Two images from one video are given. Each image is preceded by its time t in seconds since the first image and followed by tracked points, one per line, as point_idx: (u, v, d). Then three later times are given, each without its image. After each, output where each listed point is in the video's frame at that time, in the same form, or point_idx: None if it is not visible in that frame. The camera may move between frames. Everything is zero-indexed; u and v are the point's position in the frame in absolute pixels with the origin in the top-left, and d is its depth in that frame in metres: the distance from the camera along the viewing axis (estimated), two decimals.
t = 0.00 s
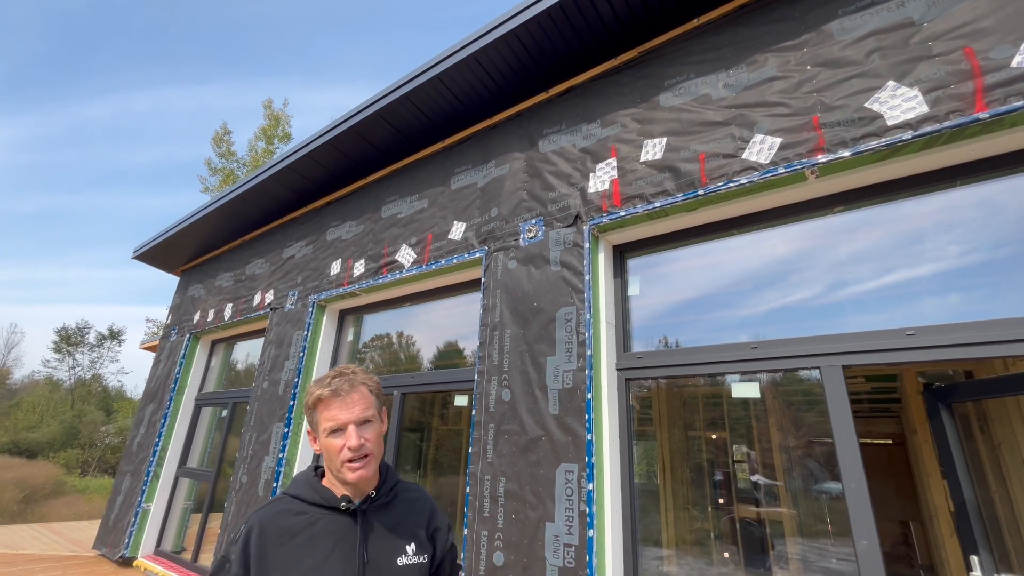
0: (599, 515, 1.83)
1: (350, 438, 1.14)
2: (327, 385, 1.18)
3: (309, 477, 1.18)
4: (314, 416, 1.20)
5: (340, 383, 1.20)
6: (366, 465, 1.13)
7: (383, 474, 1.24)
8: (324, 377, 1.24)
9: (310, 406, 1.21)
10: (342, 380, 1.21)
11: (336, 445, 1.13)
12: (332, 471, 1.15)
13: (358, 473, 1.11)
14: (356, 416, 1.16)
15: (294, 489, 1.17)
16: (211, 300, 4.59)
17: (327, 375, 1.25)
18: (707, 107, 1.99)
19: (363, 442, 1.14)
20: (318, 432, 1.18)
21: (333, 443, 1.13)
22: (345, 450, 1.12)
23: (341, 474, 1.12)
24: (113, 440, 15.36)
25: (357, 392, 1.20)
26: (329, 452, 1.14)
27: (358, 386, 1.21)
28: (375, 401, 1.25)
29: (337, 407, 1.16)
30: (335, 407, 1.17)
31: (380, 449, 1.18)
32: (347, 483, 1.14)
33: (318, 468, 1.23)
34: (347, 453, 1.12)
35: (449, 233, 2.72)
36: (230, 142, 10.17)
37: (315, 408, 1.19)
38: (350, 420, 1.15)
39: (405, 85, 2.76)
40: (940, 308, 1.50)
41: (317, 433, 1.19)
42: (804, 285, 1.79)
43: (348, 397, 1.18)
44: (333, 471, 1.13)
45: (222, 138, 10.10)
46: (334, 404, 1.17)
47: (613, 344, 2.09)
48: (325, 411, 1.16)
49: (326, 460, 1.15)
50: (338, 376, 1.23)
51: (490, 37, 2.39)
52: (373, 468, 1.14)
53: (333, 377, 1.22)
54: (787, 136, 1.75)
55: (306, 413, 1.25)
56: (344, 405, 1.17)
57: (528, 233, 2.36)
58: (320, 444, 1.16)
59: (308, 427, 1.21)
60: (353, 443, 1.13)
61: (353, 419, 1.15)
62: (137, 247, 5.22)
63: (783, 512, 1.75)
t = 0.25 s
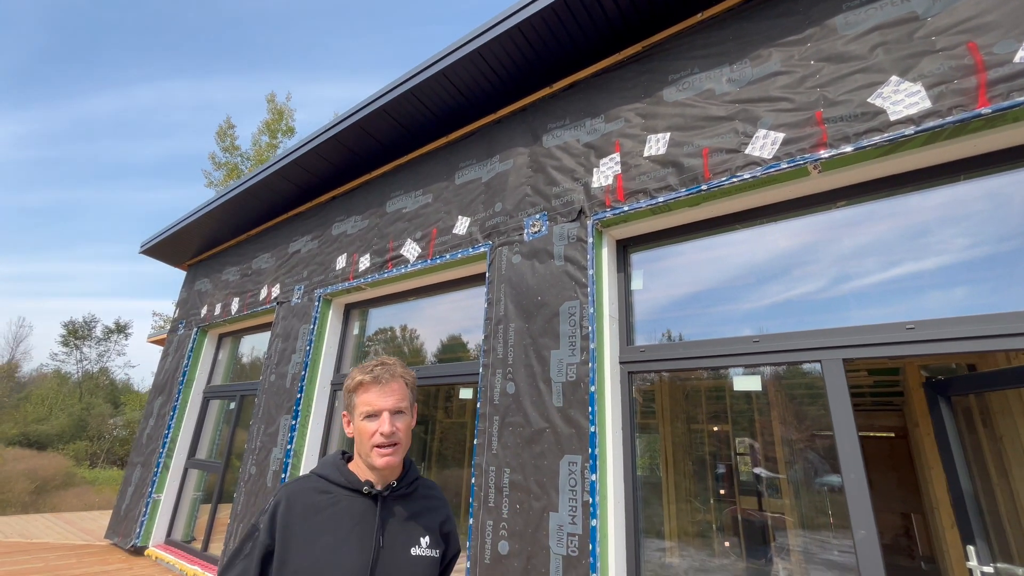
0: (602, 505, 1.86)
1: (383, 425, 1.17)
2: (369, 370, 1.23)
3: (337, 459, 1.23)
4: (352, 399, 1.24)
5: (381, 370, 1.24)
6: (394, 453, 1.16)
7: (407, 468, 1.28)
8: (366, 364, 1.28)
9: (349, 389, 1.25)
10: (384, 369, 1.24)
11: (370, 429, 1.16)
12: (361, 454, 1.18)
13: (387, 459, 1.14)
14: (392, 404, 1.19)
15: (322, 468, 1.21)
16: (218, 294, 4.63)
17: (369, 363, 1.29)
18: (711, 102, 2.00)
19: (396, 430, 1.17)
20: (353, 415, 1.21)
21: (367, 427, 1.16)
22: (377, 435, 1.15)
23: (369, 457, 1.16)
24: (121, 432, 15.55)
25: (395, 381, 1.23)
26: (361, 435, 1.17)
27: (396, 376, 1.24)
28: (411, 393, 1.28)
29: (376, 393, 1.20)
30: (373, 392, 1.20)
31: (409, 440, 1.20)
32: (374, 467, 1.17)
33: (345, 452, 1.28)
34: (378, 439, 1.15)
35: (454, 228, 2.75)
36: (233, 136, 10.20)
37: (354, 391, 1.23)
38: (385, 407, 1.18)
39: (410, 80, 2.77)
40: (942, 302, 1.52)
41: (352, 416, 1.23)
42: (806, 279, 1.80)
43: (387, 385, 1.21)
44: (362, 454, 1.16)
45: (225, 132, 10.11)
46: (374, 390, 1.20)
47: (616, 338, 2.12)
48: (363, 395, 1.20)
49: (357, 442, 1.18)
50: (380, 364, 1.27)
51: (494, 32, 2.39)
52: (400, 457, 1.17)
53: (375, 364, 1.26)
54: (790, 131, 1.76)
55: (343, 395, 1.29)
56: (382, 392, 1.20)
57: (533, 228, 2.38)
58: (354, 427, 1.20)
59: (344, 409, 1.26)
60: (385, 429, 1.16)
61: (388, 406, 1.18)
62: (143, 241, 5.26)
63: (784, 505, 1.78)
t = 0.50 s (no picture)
0: (600, 497, 1.90)
1: (394, 420, 1.20)
2: (382, 365, 1.26)
3: (346, 452, 1.26)
4: (363, 393, 1.27)
5: (394, 365, 1.27)
6: (403, 447, 1.19)
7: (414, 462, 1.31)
8: (379, 359, 1.31)
9: (361, 384, 1.28)
10: (397, 364, 1.27)
11: (380, 423, 1.19)
12: (371, 447, 1.21)
13: (396, 452, 1.17)
14: (403, 399, 1.22)
15: (331, 460, 1.24)
16: (219, 289, 4.65)
17: (381, 358, 1.32)
18: (709, 99, 2.01)
19: (406, 425, 1.20)
20: (364, 408, 1.24)
21: (378, 421, 1.19)
22: (388, 428, 1.18)
23: (379, 449, 1.18)
24: (122, 426, 15.61)
25: (407, 377, 1.26)
26: (371, 429, 1.20)
27: (407, 373, 1.27)
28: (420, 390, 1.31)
29: (388, 387, 1.23)
30: (386, 387, 1.23)
31: (418, 435, 1.23)
32: (383, 460, 1.20)
33: (354, 446, 1.31)
34: (389, 432, 1.18)
35: (454, 224, 2.77)
36: (232, 131, 10.17)
37: (367, 385, 1.26)
38: (397, 402, 1.20)
39: (410, 77, 2.78)
40: (938, 298, 1.54)
41: (364, 409, 1.25)
42: (803, 276, 1.83)
43: (399, 380, 1.24)
44: (372, 447, 1.19)
45: (224, 126, 10.07)
46: (386, 384, 1.23)
47: (614, 333, 2.14)
48: (376, 389, 1.23)
49: (367, 435, 1.21)
50: (393, 360, 1.29)
51: (493, 28, 2.40)
52: (409, 451, 1.20)
53: (388, 359, 1.29)
54: (788, 129, 1.77)
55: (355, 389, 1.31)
56: (394, 387, 1.23)
57: (532, 224, 2.40)
58: (365, 420, 1.22)
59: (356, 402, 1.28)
60: (396, 423, 1.18)
61: (400, 402, 1.21)
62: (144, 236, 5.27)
63: (781, 498, 1.83)
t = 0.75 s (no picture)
0: (595, 491, 1.92)
1: (386, 411, 1.21)
2: (376, 358, 1.27)
3: (341, 446, 1.28)
4: (357, 385, 1.28)
5: (388, 358, 1.28)
6: (396, 438, 1.20)
7: (408, 454, 1.32)
8: (373, 352, 1.33)
9: (355, 376, 1.29)
10: (390, 357, 1.29)
11: (374, 415, 1.20)
12: (364, 439, 1.22)
13: (390, 443, 1.18)
14: (397, 391, 1.23)
15: (326, 454, 1.26)
16: (214, 284, 4.64)
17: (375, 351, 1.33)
18: (705, 96, 2.02)
19: (399, 417, 1.21)
20: (358, 400, 1.26)
21: (371, 413, 1.20)
22: (382, 420, 1.20)
23: (373, 441, 1.20)
24: (117, 422, 15.55)
25: (400, 370, 1.27)
26: (365, 421, 1.21)
27: (401, 366, 1.29)
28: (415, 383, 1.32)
29: (382, 379, 1.24)
30: (380, 379, 1.24)
31: (411, 428, 1.24)
32: (376, 452, 1.22)
33: (349, 439, 1.32)
34: (382, 424, 1.19)
35: (450, 219, 2.77)
36: (227, 124, 10.09)
37: (361, 377, 1.27)
38: (391, 394, 1.22)
39: (405, 71, 2.78)
40: (929, 294, 1.56)
41: (358, 402, 1.27)
42: (796, 272, 1.85)
43: (393, 373, 1.26)
44: (365, 439, 1.20)
45: (218, 120, 9.99)
46: (380, 376, 1.25)
47: (610, 328, 2.15)
48: (370, 381, 1.24)
49: (360, 427, 1.22)
50: (387, 353, 1.31)
51: (489, 24, 2.40)
52: (402, 443, 1.21)
53: (382, 352, 1.31)
54: (782, 126, 1.79)
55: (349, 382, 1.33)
56: (387, 379, 1.25)
57: (528, 220, 2.41)
58: (359, 412, 1.24)
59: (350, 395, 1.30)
60: (389, 415, 1.20)
61: (393, 394, 1.22)
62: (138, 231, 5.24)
63: (774, 490, 1.82)
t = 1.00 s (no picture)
0: (587, 484, 1.94)
1: (379, 406, 1.21)
2: (371, 351, 1.28)
3: (332, 438, 1.29)
4: (351, 378, 1.29)
5: (382, 352, 1.29)
6: (388, 433, 1.21)
7: (400, 447, 1.33)
8: (368, 345, 1.33)
9: (349, 369, 1.30)
10: (385, 351, 1.30)
11: (366, 408, 1.21)
12: (356, 432, 1.23)
13: (380, 438, 1.19)
14: (390, 386, 1.24)
15: (317, 446, 1.27)
16: (206, 279, 4.60)
17: (370, 344, 1.34)
18: (698, 92, 2.03)
19: (391, 412, 1.22)
20: (351, 393, 1.26)
21: (363, 406, 1.21)
22: (373, 414, 1.20)
23: (364, 435, 1.21)
24: (108, 417, 15.41)
25: (394, 364, 1.28)
26: (357, 414, 1.22)
27: (395, 360, 1.29)
28: (409, 377, 1.33)
29: (375, 373, 1.25)
30: (373, 372, 1.25)
31: (403, 422, 1.25)
32: (368, 445, 1.22)
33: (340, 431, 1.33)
34: (374, 418, 1.20)
35: (444, 214, 2.77)
36: (217, 117, 9.98)
37: (355, 370, 1.28)
38: (384, 388, 1.23)
39: (399, 65, 2.76)
40: (916, 290, 1.59)
41: (351, 394, 1.28)
42: (786, 268, 1.87)
43: (387, 367, 1.26)
44: (356, 432, 1.21)
45: (209, 113, 9.86)
46: (374, 370, 1.26)
47: (603, 323, 2.17)
48: (363, 374, 1.25)
49: (353, 420, 1.23)
50: (382, 347, 1.31)
51: (483, 18, 2.39)
52: (393, 437, 1.22)
53: (377, 346, 1.31)
54: (774, 123, 1.80)
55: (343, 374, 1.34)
56: (380, 373, 1.25)
57: (522, 215, 2.41)
58: (352, 404, 1.25)
59: (344, 387, 1.31)
60: (381, 409, 1.20)
61: (386, 388, 1.23)
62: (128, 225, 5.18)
63: (763, 483, 1.89)
